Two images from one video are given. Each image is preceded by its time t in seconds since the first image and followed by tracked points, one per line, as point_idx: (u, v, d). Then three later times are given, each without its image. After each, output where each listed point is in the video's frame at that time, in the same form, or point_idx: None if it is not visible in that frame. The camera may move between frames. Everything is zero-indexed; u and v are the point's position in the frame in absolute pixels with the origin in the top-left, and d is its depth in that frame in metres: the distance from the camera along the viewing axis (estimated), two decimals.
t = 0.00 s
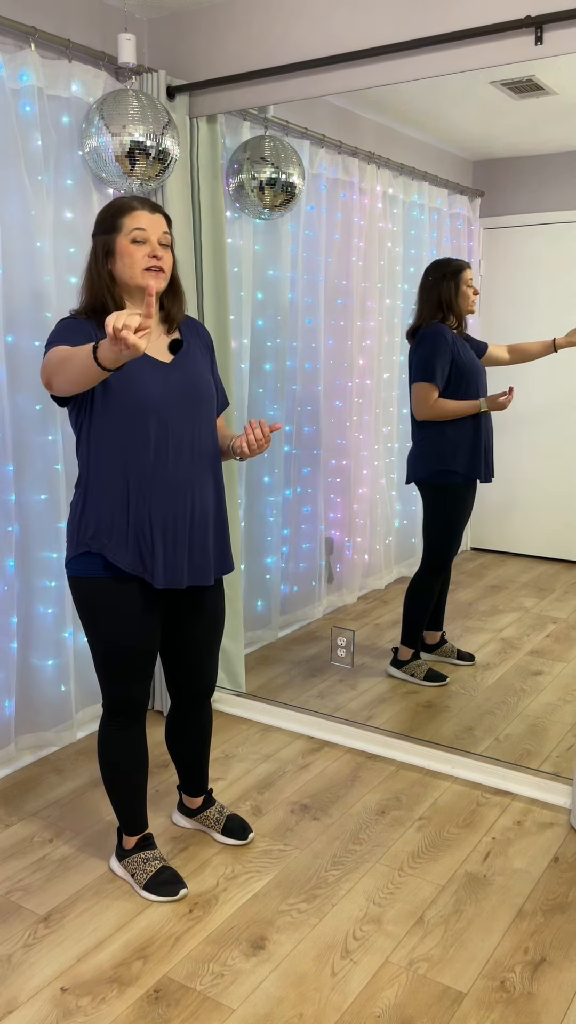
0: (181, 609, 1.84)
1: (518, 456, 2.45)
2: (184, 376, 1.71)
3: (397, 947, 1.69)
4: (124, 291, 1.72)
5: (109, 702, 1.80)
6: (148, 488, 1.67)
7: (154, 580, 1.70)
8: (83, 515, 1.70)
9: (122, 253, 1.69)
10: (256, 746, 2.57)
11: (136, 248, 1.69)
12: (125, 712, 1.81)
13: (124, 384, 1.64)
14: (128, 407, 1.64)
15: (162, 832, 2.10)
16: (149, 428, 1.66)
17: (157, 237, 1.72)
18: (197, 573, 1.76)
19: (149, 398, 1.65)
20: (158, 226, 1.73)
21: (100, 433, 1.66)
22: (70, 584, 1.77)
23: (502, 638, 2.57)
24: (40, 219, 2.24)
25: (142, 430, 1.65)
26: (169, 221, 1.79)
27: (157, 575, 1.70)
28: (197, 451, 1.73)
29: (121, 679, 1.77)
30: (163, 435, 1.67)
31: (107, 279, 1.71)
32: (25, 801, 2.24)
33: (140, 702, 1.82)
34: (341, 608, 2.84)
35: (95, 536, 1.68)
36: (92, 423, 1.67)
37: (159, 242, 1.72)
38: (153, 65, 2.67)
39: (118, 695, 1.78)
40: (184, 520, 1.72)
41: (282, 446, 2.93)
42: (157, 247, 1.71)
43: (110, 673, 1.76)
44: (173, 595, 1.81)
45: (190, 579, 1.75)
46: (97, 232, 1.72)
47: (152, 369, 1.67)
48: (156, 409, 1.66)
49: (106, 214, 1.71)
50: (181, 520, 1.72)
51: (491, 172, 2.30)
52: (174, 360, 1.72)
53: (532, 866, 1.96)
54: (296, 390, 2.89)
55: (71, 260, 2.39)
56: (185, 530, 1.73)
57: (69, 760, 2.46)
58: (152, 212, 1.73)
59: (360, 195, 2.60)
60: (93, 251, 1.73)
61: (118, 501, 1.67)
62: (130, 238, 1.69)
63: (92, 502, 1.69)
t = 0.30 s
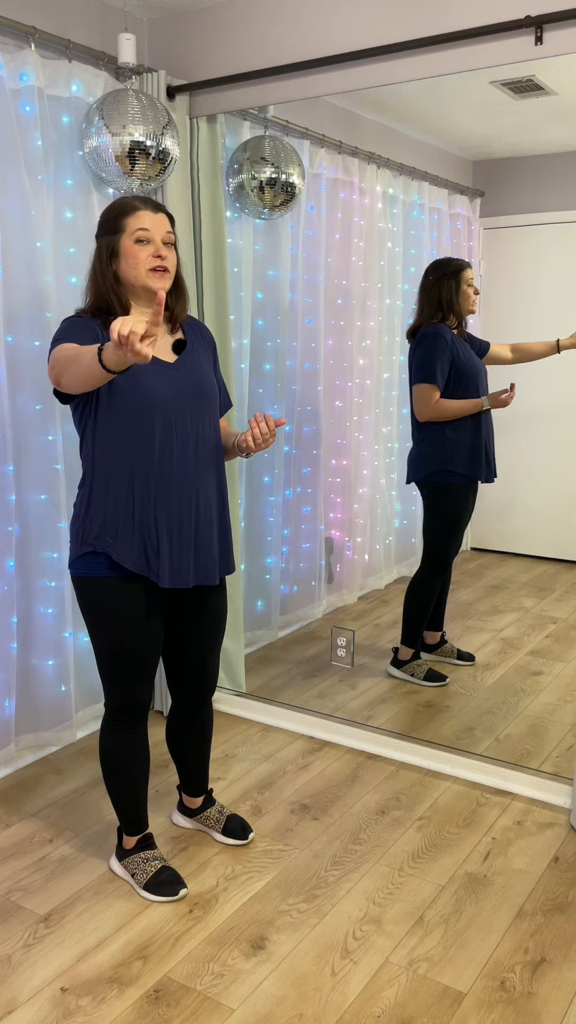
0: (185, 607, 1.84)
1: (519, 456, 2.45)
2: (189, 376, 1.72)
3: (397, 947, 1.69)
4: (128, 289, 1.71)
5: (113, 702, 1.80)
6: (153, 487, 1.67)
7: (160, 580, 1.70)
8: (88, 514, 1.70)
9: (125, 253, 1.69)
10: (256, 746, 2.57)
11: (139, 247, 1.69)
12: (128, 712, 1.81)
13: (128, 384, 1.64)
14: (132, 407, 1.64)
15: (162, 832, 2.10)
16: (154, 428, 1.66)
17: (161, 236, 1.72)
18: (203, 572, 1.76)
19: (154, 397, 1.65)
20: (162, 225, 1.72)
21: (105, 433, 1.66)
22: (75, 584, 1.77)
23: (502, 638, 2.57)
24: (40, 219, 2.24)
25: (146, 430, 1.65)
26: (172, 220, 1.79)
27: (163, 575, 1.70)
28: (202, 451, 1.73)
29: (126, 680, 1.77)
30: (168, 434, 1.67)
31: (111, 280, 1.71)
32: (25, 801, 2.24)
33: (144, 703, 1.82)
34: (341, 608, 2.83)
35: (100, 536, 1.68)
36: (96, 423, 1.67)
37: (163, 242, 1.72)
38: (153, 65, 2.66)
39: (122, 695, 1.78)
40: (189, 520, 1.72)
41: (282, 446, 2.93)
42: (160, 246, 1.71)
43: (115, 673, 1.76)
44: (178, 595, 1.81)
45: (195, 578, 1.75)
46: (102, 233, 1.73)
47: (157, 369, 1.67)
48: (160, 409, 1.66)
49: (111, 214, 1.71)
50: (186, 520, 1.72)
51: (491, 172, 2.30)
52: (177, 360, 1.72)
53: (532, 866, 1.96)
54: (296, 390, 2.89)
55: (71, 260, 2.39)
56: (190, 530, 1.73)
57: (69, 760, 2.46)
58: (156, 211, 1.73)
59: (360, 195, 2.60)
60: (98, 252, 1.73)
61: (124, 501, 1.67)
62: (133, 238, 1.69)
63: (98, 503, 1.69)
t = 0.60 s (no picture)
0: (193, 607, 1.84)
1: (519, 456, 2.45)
2: (199, 377, 1.72)
3: (397, 947, 1.69)
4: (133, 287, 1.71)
5: (121, 702, 1.80)
6: (166, 486, 1.67)
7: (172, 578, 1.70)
8: (98, 513, 1.69)
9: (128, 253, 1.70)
10: (256, 746, 2.57)
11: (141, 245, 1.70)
12: (135, 711, 1.81)
13: (142, 384, 1.64)
14: (147, 406, 1.64)
15: (162, 832, 2.10)
16: (167, 427, 1.66)
17: (162, 234, 1.72)
18: (212, 571, 1.77)
19: (169, 397, 1.65)
20: (161, 223, 1.73)
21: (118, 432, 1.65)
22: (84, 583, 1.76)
23: (502, 638, 2.58)
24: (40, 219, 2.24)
25: (161, 430, 1.65)
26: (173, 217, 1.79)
27: (175, 573, 1.70)
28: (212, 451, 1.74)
29: (136, 679, 1.77)
30: (182, 434, 1.67)
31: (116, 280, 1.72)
32: (25, 801, 2.24)
33: (150, 702, 1.82)
34: (341, 608, 2.84)
35: (112, 534, 1.67)
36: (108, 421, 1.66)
37: (164, 238, 1.72)
38: (153, 64, 2.67)
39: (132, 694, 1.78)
40: (201, 520, 1.73)
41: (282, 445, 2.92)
42: (162, 243, 1.71)
43: (126, 672, 1.76)
44: (185, 594, 1.81)
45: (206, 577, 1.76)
46: (105, 235, 1.74)
47: (169, 369, 1.68)
48: (175, 409, 1.66)
49: (112, 215, 1.72)
50: (198, 520, 1.72)
51: (492, 172, 2.30)
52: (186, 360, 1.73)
53: (533, 866, 1.96)
54: (296, 390, 2.89)
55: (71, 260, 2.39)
56: (202, 529, 1.73)
57: (69, 760, 2.46)
58: (155, 209, 1.73)
59: (360, 195, 2.61)
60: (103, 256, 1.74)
61: (137, 499, 1.67)
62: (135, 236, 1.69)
63: (110, 501, 1.68)
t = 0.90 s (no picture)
0: (202, 604, 1.84)
1: (519, 456, 2.45)
2: (212, 375, 1.73)
3: (397, 947, 1.69)
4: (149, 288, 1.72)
5: (129, 701, 1.80)
6: (182, 486, 1.68)
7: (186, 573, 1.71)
8: (113, 511, 1.70)
9: (141, 254, 1.70)
10: (256, 746, 2.57)
11: (155, 247, 1.69)
12: (142, 710, 1.81)
13: (158, 381, 1.65)
14: (162, 405, 1.65)
15: (162, 832, 2.10)
16: (183, 424, 1.66)
17: (173, 235, 1.72)
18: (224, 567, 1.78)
19: (185, 396, 1.66)
20: (172, 223, 1.72)
21: (133, 431, 1.66)
22: (97, 577, 1.76)
23: (502, 638, 2.58)
24: (40, 219, 2.24)
25: (176, 430, 1.66)
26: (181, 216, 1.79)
27: (189, 568, 1.71)
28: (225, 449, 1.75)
29: (145, 675, 1.77)
30: (197, 433, 1.68)
31: (131, 281, 1.72)
32: (25, 801, 2.24)
33: (155, 702, 1.82)
34: (341, 608, 2.84)
35: (126, 529, 1.68)
36: (125, 420, 1.67)
37: (175, 237, 1.73)
38: (153, 64, 2.66)
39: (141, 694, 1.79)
40: (215, 518, 1.74)
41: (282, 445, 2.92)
42: (174, 244, 1.71)
43: (136, 671, 1.77)
44: (195, 593, 1.82)
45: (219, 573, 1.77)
46: (115, 234, 1.73)
47: (185, 367, 1.68)
48: (190, 408, 1.67)
49: (122, 215, 1.72)
50: (212, 518, 1.73)
51: (492, 172, 2.29)
52: (199, 359, 1.73)
53: (533, 866, 1.96)
54: (296, 390, 2.89)
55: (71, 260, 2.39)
56: (215, 528, 1.74)
57: (69, 760, 2.46)
58: (165, 209, 1.73)
59: (360, 195, 2.61)
60: (114, 257, 1.74)
61: (152, 495, 1.67)
62: (147, 238, 1.69)
63: (124, 496, 1.68)
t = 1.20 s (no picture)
0: (210, 604, 1.84)
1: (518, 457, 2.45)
2: (222, 375, 1.73)
3: (397, 947, 1.69)
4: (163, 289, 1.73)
5: (136, 700, 1.81)
6: (192, 486, 1.68)
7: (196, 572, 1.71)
8: (124, 512, 1.71)
9: (158, 256, 1.71)
10: (256, 746, 2.57)
11: (172, 249, 1.70)
12: (147, 710, 1.81)
13: (167, 382, 1.65)
14: (172, 406, 1.65)
15: (162, 832, 2.10)
16: (192, 424, 1.66)
17: (189, 237, 1.73)
18: (236, 566, 1.77)
19: (194, 396, 1.66)
20: (188, 225, 1.73)
21: (144, 431, 1.67)
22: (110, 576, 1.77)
23: (502, 638, 2.57)
24: (40, 219, 2.24)
25: (185, 430, 1.66)
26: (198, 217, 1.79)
27: (200, 567, 1.71)
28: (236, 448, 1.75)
29: (151, 675, 1.77)
30: (207, 434, 1.68)
31: (145, 281, 1.73)
32: (25, 801, 2.24)
33: (160, 702, 1.82)
34: (341, 608, 2.84)
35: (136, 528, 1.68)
36: (136, 421, 1.68)
37: (192, 241, 1.73)
38: (153, 64, 2.66)
39: (147, 694, 1.79)
40: (225, 518, 1.73)
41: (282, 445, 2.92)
42: (191, 246, 1.72)
43: (143, 671, 1.77)
44: (203, 592, 1.82)
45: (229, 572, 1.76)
46: (130, 232, 1.73)
47: (195, 368, 1.68)
48: (200, 409, 1.67)
49: (139, 215, 1.71)
50: (222, 518, 1.73)
51: (492, 172, 2.29)
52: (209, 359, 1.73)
53: (532, 866, 1.96)
54: (296, 389, 2.89)
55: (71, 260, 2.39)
56: (225, 528, 1.74)
57: (69, 760, 2.46)
58: (182, 210, 1.73)
59: (360, 195, 2.60)
60: (127, 255, 1.74)
61: (162, 495, 1.68)
62: (164, 241, 1.70)
63: (135, 496, 1.69)
